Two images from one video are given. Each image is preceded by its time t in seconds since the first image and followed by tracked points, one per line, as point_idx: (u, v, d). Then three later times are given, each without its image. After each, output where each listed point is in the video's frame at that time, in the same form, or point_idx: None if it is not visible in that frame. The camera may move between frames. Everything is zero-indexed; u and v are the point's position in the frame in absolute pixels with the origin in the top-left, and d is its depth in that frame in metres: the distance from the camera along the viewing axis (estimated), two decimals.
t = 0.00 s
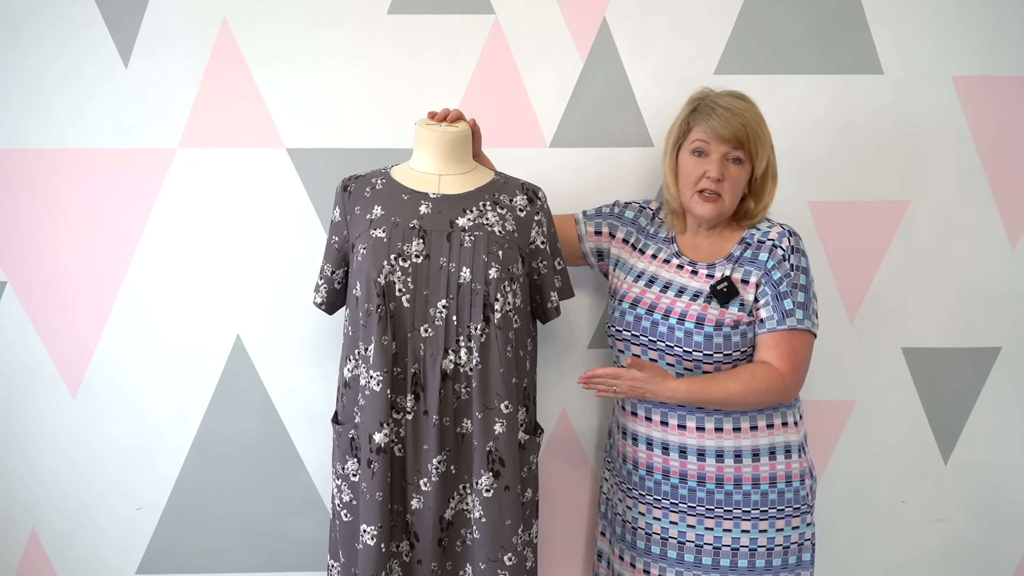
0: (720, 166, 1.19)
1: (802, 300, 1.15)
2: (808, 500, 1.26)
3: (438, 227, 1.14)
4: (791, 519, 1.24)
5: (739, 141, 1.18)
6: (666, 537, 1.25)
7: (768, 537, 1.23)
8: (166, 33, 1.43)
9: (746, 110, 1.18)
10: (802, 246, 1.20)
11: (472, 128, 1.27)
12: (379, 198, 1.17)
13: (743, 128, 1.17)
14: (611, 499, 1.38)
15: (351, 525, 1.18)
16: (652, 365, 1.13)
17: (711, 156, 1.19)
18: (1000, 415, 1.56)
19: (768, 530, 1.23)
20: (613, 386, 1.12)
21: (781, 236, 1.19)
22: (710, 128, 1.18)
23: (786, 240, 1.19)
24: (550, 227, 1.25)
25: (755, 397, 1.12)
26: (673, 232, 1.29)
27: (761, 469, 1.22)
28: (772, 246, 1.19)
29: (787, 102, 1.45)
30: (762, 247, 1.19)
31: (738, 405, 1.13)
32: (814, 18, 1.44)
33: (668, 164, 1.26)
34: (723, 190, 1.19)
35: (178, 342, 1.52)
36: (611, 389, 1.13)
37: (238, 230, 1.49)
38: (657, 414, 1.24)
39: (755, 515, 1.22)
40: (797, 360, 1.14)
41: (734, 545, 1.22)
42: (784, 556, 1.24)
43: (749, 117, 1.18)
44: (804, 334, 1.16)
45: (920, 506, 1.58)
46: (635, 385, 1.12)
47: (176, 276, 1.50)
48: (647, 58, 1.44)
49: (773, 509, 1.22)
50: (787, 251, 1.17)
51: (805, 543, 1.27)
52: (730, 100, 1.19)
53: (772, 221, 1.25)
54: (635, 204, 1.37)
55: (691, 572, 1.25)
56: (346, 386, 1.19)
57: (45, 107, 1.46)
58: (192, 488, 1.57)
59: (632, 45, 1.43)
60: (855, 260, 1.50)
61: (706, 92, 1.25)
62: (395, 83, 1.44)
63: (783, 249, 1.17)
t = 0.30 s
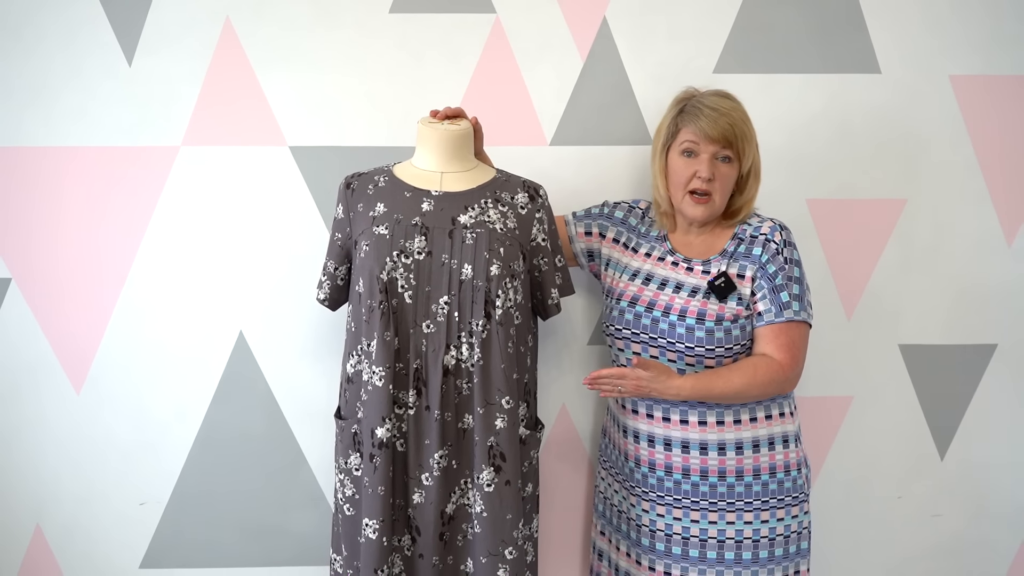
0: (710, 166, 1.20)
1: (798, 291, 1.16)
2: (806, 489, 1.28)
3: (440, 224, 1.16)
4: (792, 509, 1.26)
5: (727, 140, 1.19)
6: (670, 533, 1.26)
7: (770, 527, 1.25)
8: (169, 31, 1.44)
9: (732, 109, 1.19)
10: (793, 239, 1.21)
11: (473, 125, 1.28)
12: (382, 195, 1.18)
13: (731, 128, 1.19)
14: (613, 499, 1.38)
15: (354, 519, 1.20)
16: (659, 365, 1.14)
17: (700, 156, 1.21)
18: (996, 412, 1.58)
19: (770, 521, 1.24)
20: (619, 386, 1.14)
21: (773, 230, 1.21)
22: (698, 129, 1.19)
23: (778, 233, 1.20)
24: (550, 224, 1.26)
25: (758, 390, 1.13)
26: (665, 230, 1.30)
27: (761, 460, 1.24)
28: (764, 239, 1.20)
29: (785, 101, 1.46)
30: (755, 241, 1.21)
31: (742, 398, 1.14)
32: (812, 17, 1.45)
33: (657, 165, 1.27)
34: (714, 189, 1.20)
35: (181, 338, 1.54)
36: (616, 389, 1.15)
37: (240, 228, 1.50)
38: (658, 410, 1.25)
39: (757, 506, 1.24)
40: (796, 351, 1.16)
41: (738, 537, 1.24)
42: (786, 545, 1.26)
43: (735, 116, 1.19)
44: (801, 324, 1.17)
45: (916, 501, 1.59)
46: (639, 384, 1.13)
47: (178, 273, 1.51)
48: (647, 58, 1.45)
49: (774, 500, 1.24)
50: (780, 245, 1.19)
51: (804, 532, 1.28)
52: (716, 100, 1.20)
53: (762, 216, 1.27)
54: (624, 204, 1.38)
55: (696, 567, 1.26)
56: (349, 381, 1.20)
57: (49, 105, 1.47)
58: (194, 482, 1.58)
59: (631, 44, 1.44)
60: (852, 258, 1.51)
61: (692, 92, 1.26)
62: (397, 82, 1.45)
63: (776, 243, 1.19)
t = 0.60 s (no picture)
0: (702, 170, 1.20)
1: (793, 286, 1.17)
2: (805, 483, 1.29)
3: (440, 222, 1.16)
4: (791, 503, 1.26)
5: (718, 144, 1.20)
6: (671, 528, 1.27)
7: (770, 521, 1.25)
8: (170, 30, 1.45)
9: (721, 113, 1.19)
10: (787, 234, 1.22)
11: (473, 123, 1.28)
12: (382, 193, 1.19)
13: (720, 132, 1.19)
14: (613, 496, 1.39)
15: (355, 516, 1.21)
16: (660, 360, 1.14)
17: (693, 161, 1.21)
18: (994, 408, 1.58)
19: (770, 515, 1.25)
20: (619, 381, 1.15)
21: (768, 226, 1.21)
22: (689, 135, 1.20)
23: (772, 229, 1.21)
24: (550, 222, 1.27)
25: (757, 384, 1.14)
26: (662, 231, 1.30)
27: (760, 455, 1.24)
28: (759, 236, 1.21)
29: (784, 98, 1.47)
30: (750, 238, 1.21)
31: (742, 393, 1.15)
32: (811, 15, 1.45)
33: (651, 170, 1.27)
34: (708, 193, 1.21)
35: (182, 336, 1.54)
36: (616, 383, 1.15)
37: (241, 225, 1.50)
38: (657, 407, 1.26)
39: (757, 500, 1.24)
40: (793, 345, 1.17)
41: (738, 532, 1.24)
42: (786, 539, 1.27)
43: (725, 119, 1.19)
44: (799, 319, 1.18)
45: (915, 497, 1.60)
46: (639, 379, 1.13)
47: (179, 271, 1.52)
48: (646, 56, 1.45)
49: (774, 493, 1.25)
50: (775, 240, 1.19)
51: (804, 525, 1.29)
52: (704, 105, 1.20)
53: (756, 213, 1.27)
54: (617, 203, 1.39)
55: (697, 562, 1.26)
56: (350, 379, 1.21)
57: (50, 104, 1.47)
58: (196, 479, 1.59)
59: (631, 42, 1.45)
60: (850, 256, 1.52)
61: (680, 95, 1.25)
62: (397, 80, 1.45)
63: (771, 238, 1.20)
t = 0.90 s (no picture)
0: (704, 169, 1.20)
1: (791, 284, 1.17)
2: (802, 481, 1.29)
3: (440, 221, 1.16)
4: (788, 501, 1.27)
5: (720, 144, 1.20)
6: (667, 525, 1.28)
7: (766, 519, 1.26)
8: (170, 28, 1.45)
9: (725, 113, 1.19)
10: (786, 233, 1.22)
11: (473, 122, 1.28)
12: (382, 192, 1.19)
13: (723, 132, 1.19)
14: (610, 493, 1.39)
15: (355, 514, 1.21)
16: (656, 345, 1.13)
17: (694, 160, 1.21)
18: (992, 406, 1.59)
19: (767, 513, 1.26)
20: (615, 363, 1.12)
21: (766, 225, 1.22)
22: (691, 134, 1.20)
23: (771, 228, 1.21)
24: (550, 220, 1.27)
25: (754, 379, 1.14)
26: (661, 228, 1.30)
27: (756, 453, 1.25)
28: (758, 234, 1.21)
29: (783, 97, 1.47)
30: (749, 236, 1.22)
31: (737, 387, 1.15)
32: (811, 14, 1.45)
33: (653, 168, 1.27)
34: (709, 192, 1.21)
35: (182, 333, 1.54)
36: (612, 366, 1.12)
37: (241, 223, 1.51)
38: (654, 405, 1.26)
39: (753, 498, 1.25)
40: (790, 342, 1.17)
41: (734, 529, 1.25)
42: (782, 537, 1.27)
43: (727, 119, 1.19)
44: (796, 317, 1.18)
45: (913, 495, 1.61)
46: (637, 363, 1.11)
47: (179, 268, 1.52)
48: (646, 54, 1.45)
49: (770, 492, 1.25)
50: (773, 239, 1.20)
51: (801, 523, 1.30)
52: (707, 104, 1.20)
53: (756, 211, 1.28)
54: (619, 200, 1.39)
55: (693, 558, 1.27)
56: (350, 377, 1.21)
57: (49, 102, 1.47)
58: (196, 477, 1.59)
59: (631, 40, 1.45)
60: (849, 254, 1.52)
61: (684, 94, 1.25)
62: (397, 79, 1.45)
63: (769, 237, 1.20)
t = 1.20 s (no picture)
0: (706, 170, 1.20)
1: (789, 286, 1.18)
2: (800, 482, 1.29)
3: (439, 220, 1.16)
4: (786, 501, 1.27)
5: (721, 145, 1.20)
6: (665, 525, 1.28)
7: (764, 520, 1.26)
8: (168, 28, 1.45)
9: (727, 113, 1.19)
10: (786, 234, 1.22)
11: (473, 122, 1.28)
12: (381, 192, 1.19)
13: (725, 133, 1.19)
14: (609, 493, 1.39)
15: (354, 513, 1.21)
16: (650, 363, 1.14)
17: (695, 161, 1.22)
18: (990, 405, 1.59)
19: (764, 513, 1.26)
20: (610, 381, 1.14)
21: (766, 226, 1.22)
22: (692, 135, 1.20)
23: (770, 229, 1.21)
24: (548, 220, 1.27)
25: (750, 386, 1.14)
26: (661, 228, 1.30)
27: (754, 454, 1.25)
28: (757, 235, 1.21)
29: (782, 97, 1.47)
30: (748, 237, 1.22)
31: (733, 395, 1.15)
32: (809, 14, 1.45)
33: (654, 168, 1.27)
34: (710, 193, 1.21)
35: (181, 333, 1.54)
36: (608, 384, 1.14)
37: (240, 223, 1.50)
38: (652, 405, 1.26)
39: (751, 499, 1.25)
40: (787, 346, 1.17)
41: (732, 530, 1.25)
42: (780, 537, 1.27)
43: (729, 120, 1.19)
44: (793, 319, 1.18)
45: (911, 494, 1.61)
46: (631, 381, 1.13)
47: (177, 268, 1.52)
48: (645, 54, 1.45)
49: (768, 492, 1.26)
50: (772, 240, 1.20)
51: (799, 524, 1.30)
52: (709, 105, 1.20)
53: (756, 212, 1.28)
54: (619, 200, 1.39)
55: (690, 559, 1.27)
56: (349, 377, 1.21)
57: (48, 102, 1.47)
58: (195, 477, 1.59)
59: (630, 40, 1.45)
60: (847, 254, 1.53)
61: (686, 94, 1.25)
62: (396, 78, 1.45)
63: (768, 238, 1.20)
